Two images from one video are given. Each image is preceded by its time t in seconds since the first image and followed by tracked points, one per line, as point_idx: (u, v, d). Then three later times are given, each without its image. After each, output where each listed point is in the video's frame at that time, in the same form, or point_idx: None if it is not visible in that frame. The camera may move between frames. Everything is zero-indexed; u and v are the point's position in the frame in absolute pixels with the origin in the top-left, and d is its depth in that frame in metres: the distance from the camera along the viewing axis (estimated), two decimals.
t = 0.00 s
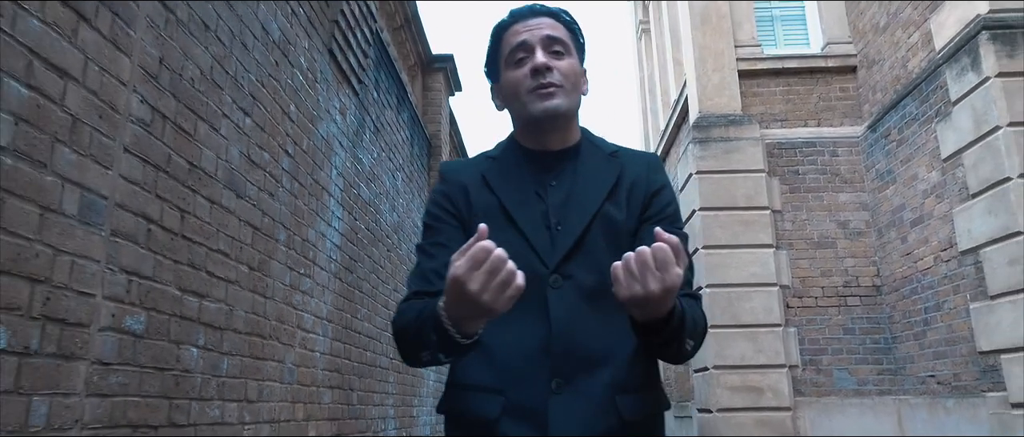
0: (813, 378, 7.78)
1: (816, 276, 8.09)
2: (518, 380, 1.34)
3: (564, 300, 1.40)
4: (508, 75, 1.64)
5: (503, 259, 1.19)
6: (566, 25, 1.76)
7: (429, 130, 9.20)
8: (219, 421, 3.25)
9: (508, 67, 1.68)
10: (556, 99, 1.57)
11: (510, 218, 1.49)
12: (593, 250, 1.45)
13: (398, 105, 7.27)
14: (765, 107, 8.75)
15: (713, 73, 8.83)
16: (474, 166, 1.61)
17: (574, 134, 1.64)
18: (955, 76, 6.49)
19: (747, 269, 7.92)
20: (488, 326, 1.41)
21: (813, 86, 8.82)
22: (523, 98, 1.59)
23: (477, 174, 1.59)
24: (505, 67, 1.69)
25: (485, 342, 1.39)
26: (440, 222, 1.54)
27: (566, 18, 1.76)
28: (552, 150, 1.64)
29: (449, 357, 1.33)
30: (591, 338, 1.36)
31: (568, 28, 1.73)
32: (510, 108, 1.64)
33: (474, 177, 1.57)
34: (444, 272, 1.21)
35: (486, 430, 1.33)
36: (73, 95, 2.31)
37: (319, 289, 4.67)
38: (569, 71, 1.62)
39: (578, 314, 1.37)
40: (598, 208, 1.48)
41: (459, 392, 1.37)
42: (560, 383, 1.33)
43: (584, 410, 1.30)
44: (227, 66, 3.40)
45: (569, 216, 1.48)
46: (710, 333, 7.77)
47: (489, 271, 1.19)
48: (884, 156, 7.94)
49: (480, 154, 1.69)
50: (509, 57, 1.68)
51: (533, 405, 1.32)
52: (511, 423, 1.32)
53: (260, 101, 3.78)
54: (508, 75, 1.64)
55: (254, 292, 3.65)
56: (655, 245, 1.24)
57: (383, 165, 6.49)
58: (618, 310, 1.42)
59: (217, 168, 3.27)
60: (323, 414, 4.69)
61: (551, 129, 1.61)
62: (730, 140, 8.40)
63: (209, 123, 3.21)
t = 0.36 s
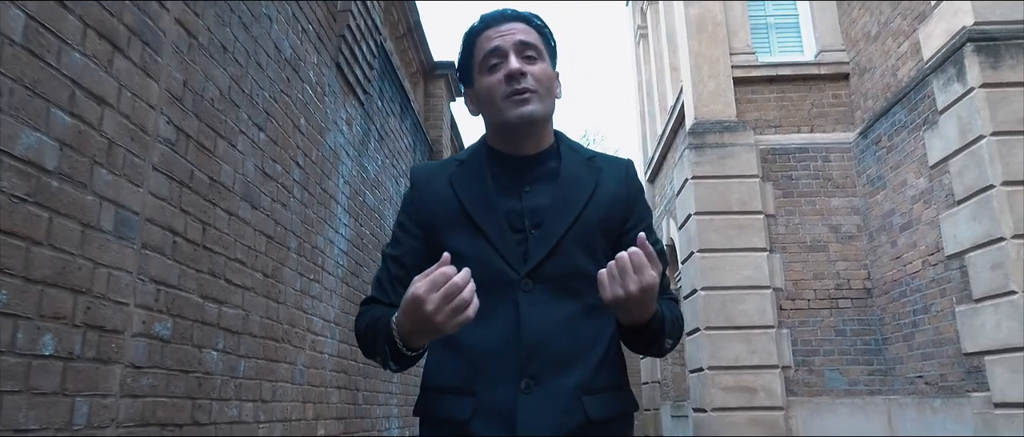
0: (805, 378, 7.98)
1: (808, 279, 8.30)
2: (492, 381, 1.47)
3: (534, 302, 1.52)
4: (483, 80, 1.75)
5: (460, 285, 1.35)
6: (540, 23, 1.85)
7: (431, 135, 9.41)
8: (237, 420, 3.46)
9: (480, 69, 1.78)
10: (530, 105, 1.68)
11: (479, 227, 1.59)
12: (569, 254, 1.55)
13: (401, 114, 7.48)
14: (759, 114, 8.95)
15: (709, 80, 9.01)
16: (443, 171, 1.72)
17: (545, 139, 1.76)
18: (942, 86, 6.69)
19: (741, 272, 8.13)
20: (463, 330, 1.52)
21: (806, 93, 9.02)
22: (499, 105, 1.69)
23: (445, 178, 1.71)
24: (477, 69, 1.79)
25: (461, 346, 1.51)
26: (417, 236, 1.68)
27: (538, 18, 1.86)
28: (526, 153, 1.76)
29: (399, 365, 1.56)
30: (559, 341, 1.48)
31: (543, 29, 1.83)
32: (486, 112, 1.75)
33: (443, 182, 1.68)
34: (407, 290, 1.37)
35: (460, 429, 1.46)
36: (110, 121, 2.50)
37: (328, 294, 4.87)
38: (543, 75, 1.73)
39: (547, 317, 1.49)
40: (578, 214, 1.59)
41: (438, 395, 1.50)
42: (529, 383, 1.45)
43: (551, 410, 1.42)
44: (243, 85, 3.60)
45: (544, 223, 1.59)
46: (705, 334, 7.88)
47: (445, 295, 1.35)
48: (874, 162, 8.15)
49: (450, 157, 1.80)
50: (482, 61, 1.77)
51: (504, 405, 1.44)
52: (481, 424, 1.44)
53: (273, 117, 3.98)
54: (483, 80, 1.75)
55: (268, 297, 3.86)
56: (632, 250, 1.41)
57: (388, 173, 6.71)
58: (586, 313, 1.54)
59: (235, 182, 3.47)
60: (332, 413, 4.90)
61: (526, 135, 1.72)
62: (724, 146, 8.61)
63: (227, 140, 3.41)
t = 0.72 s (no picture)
0: (798, 378, 8.22)
1: (801, 282, 8.54)
2: (492, 387, 1.60)
3: (531, 310, 1.65)
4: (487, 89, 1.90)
5: (466, 298, 1.53)
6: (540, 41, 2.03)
7: (434, 142, 9.65)
8: (259, 419, 3.69)
9: (483, 79, 1.94)
10: (533, 116, 1.84)
11: (483, 242, 1.72)
12: (567, 266, 1.69)
13: (406, 122, 7.71)
14: (754, 121, 9.19)
15: (705, 88, 9.24)
16: (440, 185, 1.84)
17: (541, 152, 1.92)
18: (930, 97, 6.93)
19: (736, 275, 8.37)
20: (468, 340, 1.65)
21: (800, 100, 9.24)
22: (503, 114, 1.85)
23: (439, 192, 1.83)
24: (480, 78, 1.95)
25: (464, 354, 1.65)
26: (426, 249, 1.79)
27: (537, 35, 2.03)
28: (524, 164, 1.92)
29: (406, 363, 1.76)
30: (555, 348, 1.61)
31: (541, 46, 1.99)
32: (488, 120, 1.90)
33: (440, 197, 1.80)
34: (419, 301, 1.54)
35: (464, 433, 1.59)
36: (150, 145, 2.73)
37: (339, 299, 5.10)
38: (544, 88, 1.89)
39: (542, 325, 1.62)
40: (576, 232, 1.74)
41: (447, 400, 1.66)
42: (527, 388, 1.57)
43: (548, 413, 1.53)
44: (264, 105, 3.83)
45: (542, 239, 1.74)
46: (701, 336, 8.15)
47: (456, 307, 1.52)
48: (866, 168, 8.38)
49: (444, 171, 1.90)
50: (486, 72, 1.93)
51: (503, 409, 1.57)
52: (485, 427, 1.57)
53: (290, 132, 4.21)
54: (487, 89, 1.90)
55: (285, 303, 4.08)
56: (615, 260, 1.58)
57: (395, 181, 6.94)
58: (580, 321, 1.67)
59: (257, 196, 3.71)
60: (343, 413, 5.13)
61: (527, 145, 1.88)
62: (720, 152, 8.84)
63: (250, 157, 3.64)
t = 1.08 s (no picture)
0: (791, 377, 8.46)
1: (794, 283, 8.77)
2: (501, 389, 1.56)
3: (545, 307, 1.62)
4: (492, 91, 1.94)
5: (423, 232, 1.54)
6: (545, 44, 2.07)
7: (437, 146, 9.89)
8: (275, 417, 3.92)
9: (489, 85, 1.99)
10: (536, 109, 1.85)
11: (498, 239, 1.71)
12: (583, 264, 1.67)
13: (409, 128, 7.94)
14: (748, 126, 9.40)
15: (701, 94, 9.48)
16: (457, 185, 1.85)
17: (554, 148, 1.93)
18: (917, 104, 7.15)
19: (730, 277, 8.60)
20: (481, 337, 1.63)
21: (794, 105, 9.47)
22: (507, 111, 1.87)
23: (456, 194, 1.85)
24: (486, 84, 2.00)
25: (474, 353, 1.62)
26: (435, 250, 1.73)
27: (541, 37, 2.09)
28: (538, 161, 1.91)
29: (383, 330, 1.71)
30: (569, 348, 1.57)
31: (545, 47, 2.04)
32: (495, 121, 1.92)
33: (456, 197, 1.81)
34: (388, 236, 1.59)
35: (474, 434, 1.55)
36: (181, 164, 2.96)
37: (347, 302, 5.32)
38: (548, 83, 1.92)
39: (556, 323, 1.59)
40: (590, 229, 1.72)
41: (455, 399, 1.61)
42: (540, 389, 1.54)
43: (560, 413, 1.50)
44: (279, 120, 4.05)
45: (557, 237, 1.72)
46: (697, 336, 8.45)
47: (412, 242, 1.55)
48: (857, 172, 8.61)
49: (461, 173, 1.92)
50: (492, 76, 1.98)
51: (514, 410, 1.53)
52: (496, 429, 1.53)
53: (303, 144, 4.44)
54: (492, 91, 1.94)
55: (299, 306, 4.31)
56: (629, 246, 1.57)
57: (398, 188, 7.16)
58: (596, 319, 1.63)
59: (273, 206, 3.93)
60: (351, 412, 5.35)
61: (536, 139, 1.88)
62: (715, 157, 9.05)
63: (267, 170, 3.86)
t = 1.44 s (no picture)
0: (782, 376, 8.65)
1: (785, 284, 8.96)
2: (504, 376, 1.57)
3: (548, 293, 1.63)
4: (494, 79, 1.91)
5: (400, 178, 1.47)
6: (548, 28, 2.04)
7: (436, 150, 10.08)
8: (281, 414, 4.10)
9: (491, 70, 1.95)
10: (539, 101, 1.83)
11: (494, 220, 1.73)
12: (581, 248, 1.68)
13: (409, 132, 8.11)
14: (742, 130, 9.57)
15: (695, 99, 9.65)
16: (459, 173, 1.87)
17: (554, 136, 1.91)
18: (905, 110, 7.32)
19: (723, 278, 8.79)
20: (484, 326, 1.65)
21: (786, 110, 9.63)
22: (510, 103, 1.85)
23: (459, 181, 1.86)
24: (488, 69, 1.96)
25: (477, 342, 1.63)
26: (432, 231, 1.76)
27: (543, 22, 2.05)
28: (539, 148, 1.91)
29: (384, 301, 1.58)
30: (573, 335, 1.59)
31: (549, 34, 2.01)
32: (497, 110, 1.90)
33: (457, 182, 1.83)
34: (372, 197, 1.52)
35: (476, 421, 1.55)
36: (194, 175, 3.14)
37: (348, 303, 5.49)
38: (551, 73, 1.90)
39: (559, 310, 1.60)
40: (588, 210, 1.73)
41: (456, 387, 1.61)
42: (545, 374, 1.56)
43: (566, 401, 1.53)
44: (284, 130, 4.22)
45: (555, 220, 1.73)
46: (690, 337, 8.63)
47: (396, 193, 1.48)
48: (847, 176, 8.79)
49: (465, 161, 1.95)
50: (493, 62, 1.94)
51: (519, 396, 1.55)
52: (500, 417, 1.53)
53: (306, 152, 4.60)
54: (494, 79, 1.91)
55: (302, 308, 4.48)
56: None
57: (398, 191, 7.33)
58: (599, 305, 1.65)
59: (278, 213, 4.11)
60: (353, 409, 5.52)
61: (539, 129, 1.87)
62: (708, 161, 9.24)
63: (272, 178, 4.02)
